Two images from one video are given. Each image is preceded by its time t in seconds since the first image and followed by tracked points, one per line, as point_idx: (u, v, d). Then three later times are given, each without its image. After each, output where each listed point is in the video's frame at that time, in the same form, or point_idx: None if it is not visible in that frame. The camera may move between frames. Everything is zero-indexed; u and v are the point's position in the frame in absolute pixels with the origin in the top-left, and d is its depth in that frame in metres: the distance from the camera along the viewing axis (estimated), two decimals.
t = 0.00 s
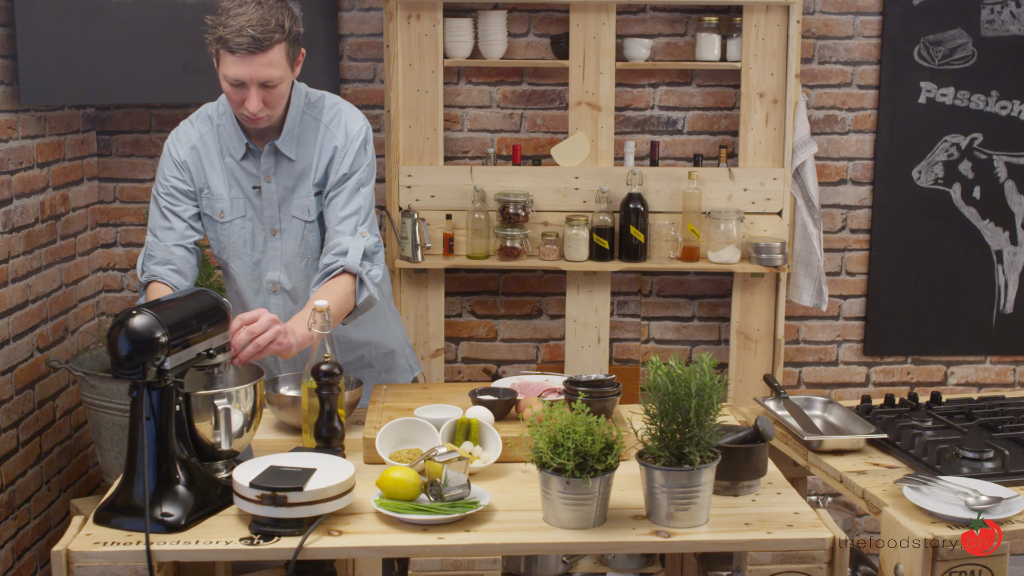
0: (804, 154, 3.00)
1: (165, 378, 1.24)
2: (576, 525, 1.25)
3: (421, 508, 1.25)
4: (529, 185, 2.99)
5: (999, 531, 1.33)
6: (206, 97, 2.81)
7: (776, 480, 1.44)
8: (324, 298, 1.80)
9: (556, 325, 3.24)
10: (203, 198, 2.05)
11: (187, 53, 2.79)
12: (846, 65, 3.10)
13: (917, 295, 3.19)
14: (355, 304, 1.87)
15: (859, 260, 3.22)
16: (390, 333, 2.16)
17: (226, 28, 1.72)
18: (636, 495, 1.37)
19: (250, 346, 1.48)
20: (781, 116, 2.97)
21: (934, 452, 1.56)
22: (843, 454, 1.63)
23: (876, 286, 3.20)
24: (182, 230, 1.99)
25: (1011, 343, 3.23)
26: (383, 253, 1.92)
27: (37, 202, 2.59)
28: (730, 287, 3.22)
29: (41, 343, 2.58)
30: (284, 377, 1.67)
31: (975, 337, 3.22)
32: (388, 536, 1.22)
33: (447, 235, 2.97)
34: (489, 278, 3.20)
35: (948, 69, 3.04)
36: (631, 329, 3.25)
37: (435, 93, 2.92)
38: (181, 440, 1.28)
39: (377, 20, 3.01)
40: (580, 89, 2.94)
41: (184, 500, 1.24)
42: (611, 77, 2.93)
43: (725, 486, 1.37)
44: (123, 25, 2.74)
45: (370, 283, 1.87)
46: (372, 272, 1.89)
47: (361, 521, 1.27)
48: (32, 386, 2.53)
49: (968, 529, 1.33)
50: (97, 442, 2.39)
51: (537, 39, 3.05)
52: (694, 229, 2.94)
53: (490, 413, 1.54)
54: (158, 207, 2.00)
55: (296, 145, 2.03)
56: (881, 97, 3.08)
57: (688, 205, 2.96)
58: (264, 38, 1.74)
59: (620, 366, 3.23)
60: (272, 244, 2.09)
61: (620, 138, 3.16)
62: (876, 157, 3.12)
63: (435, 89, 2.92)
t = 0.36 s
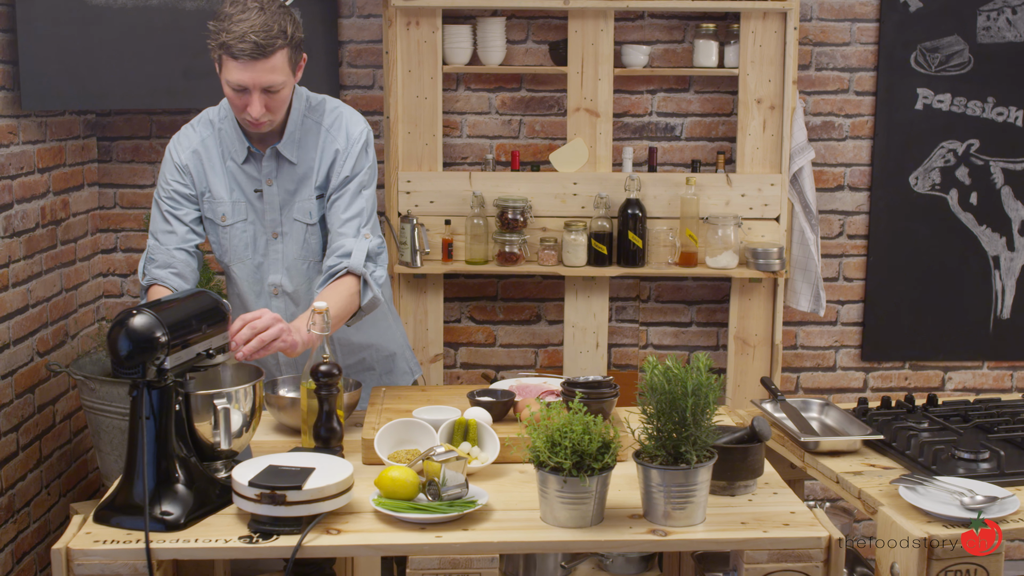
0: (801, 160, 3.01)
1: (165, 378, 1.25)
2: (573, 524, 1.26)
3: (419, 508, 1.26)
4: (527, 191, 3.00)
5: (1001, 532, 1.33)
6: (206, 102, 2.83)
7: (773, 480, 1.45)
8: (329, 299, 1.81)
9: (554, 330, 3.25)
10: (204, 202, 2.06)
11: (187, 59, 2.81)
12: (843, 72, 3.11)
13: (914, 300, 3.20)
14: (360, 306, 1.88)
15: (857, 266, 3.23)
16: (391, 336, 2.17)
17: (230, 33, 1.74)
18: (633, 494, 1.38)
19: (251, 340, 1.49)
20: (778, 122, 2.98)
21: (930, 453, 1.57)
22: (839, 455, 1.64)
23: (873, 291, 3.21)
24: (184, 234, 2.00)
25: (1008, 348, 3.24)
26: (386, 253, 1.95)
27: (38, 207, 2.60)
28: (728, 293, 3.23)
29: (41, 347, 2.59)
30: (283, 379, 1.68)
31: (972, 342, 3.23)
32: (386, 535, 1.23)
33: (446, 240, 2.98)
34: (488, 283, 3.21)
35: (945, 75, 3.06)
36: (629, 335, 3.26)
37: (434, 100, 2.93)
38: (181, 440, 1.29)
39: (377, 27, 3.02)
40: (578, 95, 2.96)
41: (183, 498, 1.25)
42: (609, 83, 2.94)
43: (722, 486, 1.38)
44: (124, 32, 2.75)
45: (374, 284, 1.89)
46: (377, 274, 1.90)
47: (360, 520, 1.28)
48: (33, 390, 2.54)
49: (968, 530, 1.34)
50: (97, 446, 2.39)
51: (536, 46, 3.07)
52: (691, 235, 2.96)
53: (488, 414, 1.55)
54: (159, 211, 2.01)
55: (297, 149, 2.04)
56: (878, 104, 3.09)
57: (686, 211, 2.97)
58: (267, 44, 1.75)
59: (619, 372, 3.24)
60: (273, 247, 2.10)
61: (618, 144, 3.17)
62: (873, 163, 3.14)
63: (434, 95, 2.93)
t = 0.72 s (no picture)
0: (795, 165, 3.02)
1: (160, 377, 1.25)
2: (567, 522, 1.26)
3: (413, 507, 1.26)
4: (522, 196, 3.01)
5: (1001, 533, 1.33)
6: (202, 107, 2.83)
7: (766, 480, 1.45)
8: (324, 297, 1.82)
9: (549, 335, 3.25)
10: (203, 202, 2.06)
11: (183, 64, 2.81)
12: (836, 78, 3.13)
13: (908, 305, 3.21)
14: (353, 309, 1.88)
15: (850, 271, 3.24)
16: (386, 339, 2.17)
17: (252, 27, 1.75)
18: (627, 494, 1.38)
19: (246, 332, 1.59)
20: (772, 127, 3.00)
21: (922, 453, 1.58)
22: (832, 456, 1.64)
23: (867, 296, 3.22)
24: (184, 235, 2.01)
25: (1002, 353, 3.25)
26: (384, 259, 1.95)
27: (34, 211, 2.60)
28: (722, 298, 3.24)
29: (37, 352, 2.58)
30: (278, 381, 1.69)
31: (965, 347, 3.24)
32: (381, 533, 1.23)
33: (441, 245, 2.98)
34: (483, 288, 3.22)
35: (938, 81, 3.08)
36: (623, 339, 3.26)
37: (429, 105, 2.94)
38: (176, 439, 1.30)
39: (372, 32, 3.03)
40: (573, 101, 2.97)
41: (178, 497, 1.26)
42: (604, 89, 2.96)
43: (715, 486, 1.38)
44: (120, 37, 2.76)
45: (369, 289, 1.89)
46: (372, 278, 1.91)
47: (354, 519, 1.28)
48: (28, 395, 2.54)
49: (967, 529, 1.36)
50: (92, 450, 2.40)
51: (531, 52, 3.08)
52: (685, 239, 2.97)
53: (482, 414, 1.56)
54: (159, 212, 2.02)
55: (296, 150, 2.04)
56: (871, 109, 3.11)
57: (680, 216, 2.98)
58: (288, 35, 1.78)
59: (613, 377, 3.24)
60: (270, 247, 2.10)
61: (613, 150, 3.18)
62: (866, 169, 3.15)
63: (429, 100, 2.94)
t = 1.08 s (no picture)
0: (793, 175, 3.04)
1: (160, 381, 1.26)
2: (565, 526, 1.26)
3: (413, 510, 1.27)
4: (522, 205, 3.02)
5: (1001, 533, 1.34)
6: (202, 116, 2.85)
7: (764, 485, 1.46)
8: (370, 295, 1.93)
9: (549, 344, 3.26)
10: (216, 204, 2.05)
11: (183, 73, 2.83)
12: (834, 87, 3.15)
13: (906, 314, 3.22)
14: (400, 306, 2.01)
15: (849, 280, 3.25)
16: (396, 346, 2.19)
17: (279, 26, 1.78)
18: (626, 499, 1.39)
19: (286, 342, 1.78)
20: (770, 137, 3.01)
21: (920, 459, 1.58)
22: (831, 462, 1.65)
23: (866, 305, 3.23)
24: (200, 241, 2.06)
25: (1001, 361, 3.26)
26: (430, 259, 2.07)
27: (35, 220, 2.61)
28: (721, 306, 3.24)
29: (37, 359, 2.59)
30: (278, 386, 1.69)
31: (964, 356, 3.25)
32: (379, 537, 1.24)
33: (441, 253, 2.99)
34: (483, 297, 3.22)
35: (936, 91, 3.10)
36: (623, 348, 3.27)
37: (429, 114, 2.96)
38: (176, 442, 1.30)
39: (372, 43, 3.04)
40: (572, 110, 2.99)
41: (178, 500, 1.26)
42: (603, 98, 2.97)
43: (714, 490, 1.39)
44: (121, 46, 2.78)
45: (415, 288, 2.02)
46: (421, 278, 2.03)
47: (353, 523, 1.28)
48: (29, 402, 2.54)
49: (967, 529, 1.36)
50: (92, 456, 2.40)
51: (530, 61, 3.10)
52: (684, 248, 2.97)
53: (481, 419, 1.56)
54: (175, 215, 2.04)
55: (314, 151, 2.04)
56: (869, 119, 3.13)
57: (679, 225, 2.99)
58: (315, 31, 1.81)
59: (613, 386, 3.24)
60: (284, 248, 2.05)
61: (612, 159, 3.19)
62: (865, 178, 3.17)
63: (429, 110, 2.96)
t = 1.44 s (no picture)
0: (794, 188, 3.05)
1: (162, 390, 1.27)
2: (566, 535, 1.27)
3: (414, 520, 1.27)
4: (523, 219, 3.03)
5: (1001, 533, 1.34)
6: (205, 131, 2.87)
7: (764, 496, 1.46)
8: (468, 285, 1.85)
9: (550, 358, 3.26)
10: (263, 210, 2.06)
11: (186, 88, 2.85)
12: (834, 102, 3.16)
13: (907, 327, 3.22)
14: (497, 296, 1.87)
15: (850, 294, 3.25)
16: (427, 370, 2.14)
17: (332, 39, 1.79)
18: (626, 509, 1.39)
19: (455, 320, 1.68)
20: (770, 151, 3.03)
21: (920, 469, 1.58)
22: (831, 473, 1.65)
23: (866, 319, 3.23)
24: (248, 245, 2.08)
25: (1002, 375, 3.26)
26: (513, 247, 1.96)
27: (38, 233, 2.62)
28: (722, 321, 3.24)
29: (39, 372, 2.59)
30: (279, 398, 1.70)
31: (965, 370, 3.25)
32: (379, 546, 1.24)
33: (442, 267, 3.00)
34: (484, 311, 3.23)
35: (935, 105, 3.11)
36: (624, 362, 3.27)
37: (431, 129, 2.98)
38: (178, 451, 1.31)
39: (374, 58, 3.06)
40: (573, 124, 3.00)
41: (179, 509, 1.27)
42: (603, 113, 2.99)
43: (714, 500, 1.39)
44: (125, 61, 2.80)
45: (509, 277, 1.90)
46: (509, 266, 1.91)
47: (354, 533, 1.28)
48: (30, 415, 2.54)
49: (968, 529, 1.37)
50: (93, 469, 2.40)
51: (531, 76, 3.12)
52: (685, 262, 2.98)
53: (482, 430, 1.57)
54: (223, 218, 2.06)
55: (366, 165, 2.02)
56: (869, 133, 3.14)
57: (679, 238, 3.00)
58: (371, 45, 1.81)
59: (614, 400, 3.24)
60: (326, 258, 2.03)
61: (613, 173, 3.21)
62: (865, 193, 3.18)
63: (430, 124, 2.97)
